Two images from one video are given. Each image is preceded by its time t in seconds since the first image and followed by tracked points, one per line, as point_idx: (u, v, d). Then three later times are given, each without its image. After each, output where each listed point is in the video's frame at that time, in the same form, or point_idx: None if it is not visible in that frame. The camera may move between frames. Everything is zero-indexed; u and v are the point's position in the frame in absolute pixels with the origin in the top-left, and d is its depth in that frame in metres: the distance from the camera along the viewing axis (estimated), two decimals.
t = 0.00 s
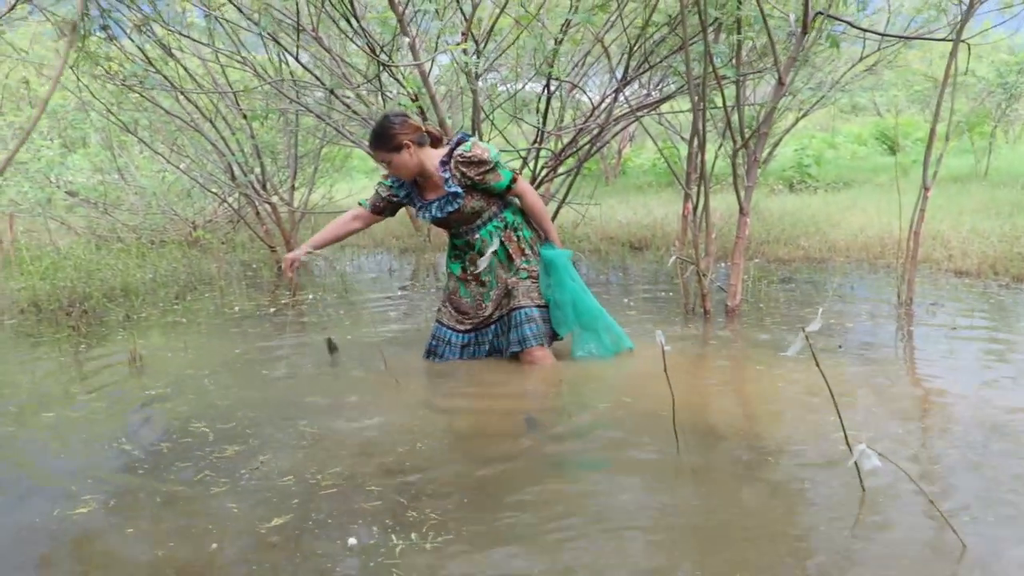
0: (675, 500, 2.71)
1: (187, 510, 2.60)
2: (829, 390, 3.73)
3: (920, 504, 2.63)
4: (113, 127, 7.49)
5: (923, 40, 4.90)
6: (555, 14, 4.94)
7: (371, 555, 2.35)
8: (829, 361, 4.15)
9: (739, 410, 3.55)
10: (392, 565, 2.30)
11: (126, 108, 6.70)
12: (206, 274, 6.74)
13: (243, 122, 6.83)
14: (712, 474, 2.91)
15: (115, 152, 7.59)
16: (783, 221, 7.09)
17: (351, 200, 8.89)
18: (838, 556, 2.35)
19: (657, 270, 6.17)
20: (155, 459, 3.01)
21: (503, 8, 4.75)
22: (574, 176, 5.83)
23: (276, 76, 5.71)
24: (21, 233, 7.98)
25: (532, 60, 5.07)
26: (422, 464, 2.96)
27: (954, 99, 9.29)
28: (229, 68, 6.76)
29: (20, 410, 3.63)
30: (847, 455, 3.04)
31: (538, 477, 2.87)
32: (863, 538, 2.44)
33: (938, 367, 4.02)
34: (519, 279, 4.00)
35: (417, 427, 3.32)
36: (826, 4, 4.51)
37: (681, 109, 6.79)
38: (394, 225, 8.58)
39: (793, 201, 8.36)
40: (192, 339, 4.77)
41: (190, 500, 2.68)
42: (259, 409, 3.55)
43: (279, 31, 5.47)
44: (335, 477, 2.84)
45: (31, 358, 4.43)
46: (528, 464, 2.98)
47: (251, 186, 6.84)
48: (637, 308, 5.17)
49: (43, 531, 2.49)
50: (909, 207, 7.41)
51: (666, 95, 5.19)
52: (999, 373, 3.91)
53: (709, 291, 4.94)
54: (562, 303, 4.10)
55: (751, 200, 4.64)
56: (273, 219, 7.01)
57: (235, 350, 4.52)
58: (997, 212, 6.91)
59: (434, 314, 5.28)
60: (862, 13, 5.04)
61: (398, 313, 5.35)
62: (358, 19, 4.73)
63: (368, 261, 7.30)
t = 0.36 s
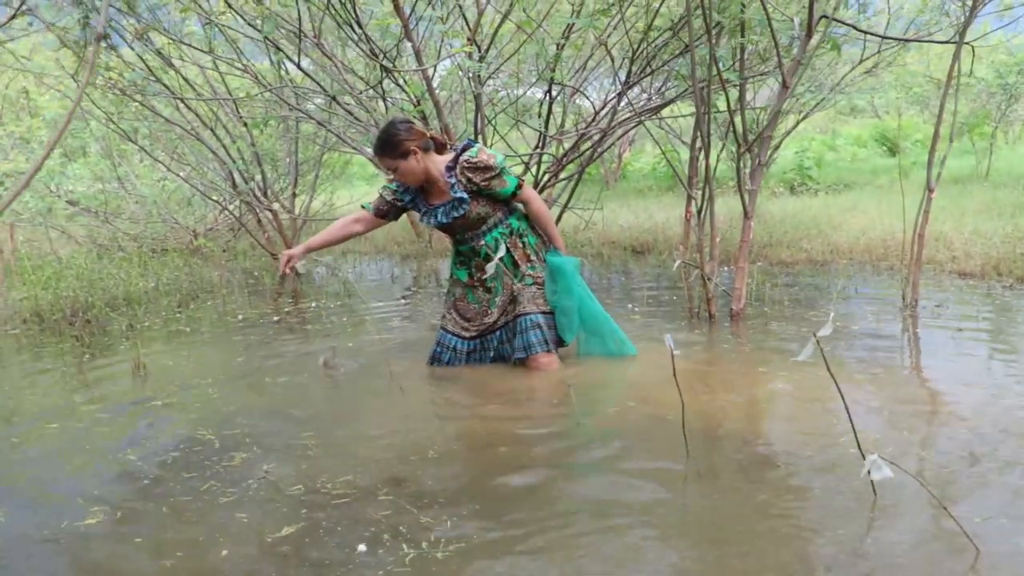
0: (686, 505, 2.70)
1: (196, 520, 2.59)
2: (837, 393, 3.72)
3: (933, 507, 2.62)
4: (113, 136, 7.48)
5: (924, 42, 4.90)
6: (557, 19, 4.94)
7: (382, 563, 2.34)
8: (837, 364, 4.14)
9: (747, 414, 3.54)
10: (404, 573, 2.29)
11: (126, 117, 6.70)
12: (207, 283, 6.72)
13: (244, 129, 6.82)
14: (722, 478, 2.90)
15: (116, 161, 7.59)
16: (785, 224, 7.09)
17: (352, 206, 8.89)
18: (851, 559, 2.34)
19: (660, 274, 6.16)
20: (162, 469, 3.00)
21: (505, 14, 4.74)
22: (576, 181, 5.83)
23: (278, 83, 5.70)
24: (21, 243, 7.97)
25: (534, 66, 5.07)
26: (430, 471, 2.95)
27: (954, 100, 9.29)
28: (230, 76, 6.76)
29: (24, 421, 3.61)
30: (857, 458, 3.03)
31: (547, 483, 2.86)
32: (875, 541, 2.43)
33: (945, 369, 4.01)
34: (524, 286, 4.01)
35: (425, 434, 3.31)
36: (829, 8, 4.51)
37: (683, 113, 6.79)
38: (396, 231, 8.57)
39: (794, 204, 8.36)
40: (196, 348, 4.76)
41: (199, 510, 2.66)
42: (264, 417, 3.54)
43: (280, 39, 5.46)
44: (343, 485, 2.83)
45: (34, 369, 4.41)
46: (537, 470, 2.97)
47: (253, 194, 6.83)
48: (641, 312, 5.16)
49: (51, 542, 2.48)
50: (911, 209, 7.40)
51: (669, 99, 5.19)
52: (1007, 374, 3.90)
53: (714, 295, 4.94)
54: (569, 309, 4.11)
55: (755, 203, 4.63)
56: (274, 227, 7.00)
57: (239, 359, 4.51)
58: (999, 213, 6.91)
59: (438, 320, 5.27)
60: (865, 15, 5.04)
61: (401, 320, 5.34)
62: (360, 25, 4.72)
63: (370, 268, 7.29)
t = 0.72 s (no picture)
0: (684, 510, 2.68)
1: (190, 523, 2.57)
2: (835, 398, 3.70)
3: (932, 513, 2.61)
4: (108, 136, 7.46)
5: (921, 47, 4.90)
6: (555, 21, 4.93)
7: (377, 567, 2.32)
8: (834, 369, 4.13)
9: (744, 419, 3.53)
10: None
11: (122, 118, 6.67)
12: (202, 284, 6.69)
13: (239, 130, 6.80)
14: (720, 482, 2.88)
15: (111, 162, 7.56)
16: (782, 229, 7.09)
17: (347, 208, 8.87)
18: (850, 565, 2.32)
19: (656, 278, 6.15)
20: (156, 472, 2.98)
21: (504, 16, 4.74)
22: (573, 184, 5.82)
23: (274, 84, 5.69)
24: (15, 244, 7.94)
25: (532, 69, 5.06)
26: (426, 475, 2.93)
27: (950, 106, 9.31)
28: (227, 77, 6.74)
29: (17, 422, 3.58)
30: (855, 464, 3.01)
31: (544, 487, 2.84)
32: (874, 547, 2.41)
33: (942, 375, 4.00)
34: (522, 289, 3.99)
35: (421, 437, 3.29)
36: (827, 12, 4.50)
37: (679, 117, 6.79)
38: (392, 234, 8.55)
39: (790, 209, 8.37)
40: (190, 349, 4.73)
41: (193, 512, 2.64)
42: (259, 420, 3.52)
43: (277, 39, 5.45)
44: (339, 488, 2.81)
45: (27, 370, 4.38)
46: (534, 474, 2.95)
47: (248, 195, 6.81)
48: (638, 316, 5.15)
49: (43, 545, 2.46)
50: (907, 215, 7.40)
51: (666, 102, 5.18)
52: (1004, 380, 3.89)
53: (711, 299, 4.93)
54: (568, 313, 4.09)
55: (752, 208, 4.63)
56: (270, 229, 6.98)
57: (234, 361, 4.49)
58: (995, 219, 6.92)
59: (434, 323, 5.26)
60: (862, 20, 5.04)
61: (397, 322, 5.32)
62: (358, 26, 4.70)
63: (366, 270, 7.27)
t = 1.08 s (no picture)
0: (683, 512, 2.67)
1: (187, 522, 2.55)
2: (835, 401, 3.69)
3: (933, 517, 2.59)
4: (108, 133, 7.45)
5: (922, 49, 4.89)
6: (557, 21, 4.92)
7: (374, 568, 2.30)
8: (835, 371, 4.12)
9: (744, 421, 3.52)
10: None
11: (122, 114, 6.66)
12: (201, 282, 6.68)
13: (240, 127, 6.79)
14: (718, 485, 2.87)
15: (110, 159, 7.55)
16: (782, 230, 7.08)
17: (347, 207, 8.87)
18: (850, 568, 2.31)
19: (657, 279, 6.15)
20: (152, 471, 2.96)
21: (505, 15, 4.73)
22: (573, 184, 5.81)
23: (275, 82, 5.68)
24: (15, 240, 7.92)
25: (534, 68, 5.05)
26: (425, 475, 2.92)
27: (951, 108, 9.30)
28: (228, 74, 6.73)
29: (14, 420, 3.57)
30: (856, 467, 3.00)
31: (543, 489, 2.83)
32: (875, 551, 2.40)
33: (942, 378, 3.99)
34: (524, 289, 3.99)
35: (420, 437, 3.28)
36: (829, 13, 4.49)
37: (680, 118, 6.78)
38: (392, 233, 8.54)
39: (791, 211, 8.35)
40: (188, 348, 4.71)
41: (189, 512, 2.63)
42: (257, 419, 3.51)
43: (278, 37, 5.44)
44: (337, 488, 2.80)
45: (25, 367, 4.37)
46: (533, 475, 2.94)
47: (248, 193, 6.80)
48: (638, 317, 5.14)
49: (38, 543, 2.44)
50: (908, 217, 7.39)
51: (668, 103, 5.18)
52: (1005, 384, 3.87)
53: (711, 301, 4.92)
54: (568, 315, 4.10)
55: (753, 208, 4.62)
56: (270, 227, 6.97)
57: (232, 359, 4.48)
58: (996, 222, 6.91)
59: (433, 323, 5.25)
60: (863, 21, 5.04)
61: (397, 322, 5.31)
62: (360, 24, 4.69)
63: (365, 269, 7.26)
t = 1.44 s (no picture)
0: (689, 515, 2.66)
1: (191, 524, 2.55)
2: (840, 405, 3.68)
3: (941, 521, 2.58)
4: (113, 133, 7.45)
5: (928, 51, 4.88)
6: (563, 23, 4.92)
7: (378, 571, 2.29)
8: (840, 373, 4.11)
9: (749, 423, 3.51)
10: None
11: (127, 113, 6.66)
12: (205, 283, 6.67)
13: (245, 128, 6.79)
14: (724, 488, 2.86)
15: (115, 159, 7.55)
16: (787, 233, 7.06)
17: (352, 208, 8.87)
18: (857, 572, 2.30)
19: (661, 281, 6.14)
20: (155, 472, 2.95)
21: (511, 16, 4.72)
22: (578, 186, 5.81)
23: (281, 82, 5.68)
24: (19, 240, 7.93)
25: (539, 69, 5.05)
26: (429, 477, 2.92)
27: (957, 111, 9.29)
28: (234, 74, 6.73)
29: (18, 420, 3.56)
30: (863, 471, 2.99)
31: (547, 491, 2.82)
32: (883, 555, 2.39)
33: (948, 382, 3.97)
34: (529, 292, 4.00)
35: (424, 439, 3.28)
36: (836, 15, 4.48)
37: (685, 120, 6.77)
38: (397, 234, 8.54)
39: (796, 213, 8.34)
40: (192, 348, 4.71)
41: (193, 513, 2.62)
42: (261, 420, 3.50)
43: (283, 37, 5.43)
44: (341, 490, 2.79)
45: (29, 367, 4.37)
46: (537, 477, 2.94)
47: (253, 194, 6.80)
48: (642, 319, 5.13)
49: (42, 544, 2.44)
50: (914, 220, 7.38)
51: (673, 105, 5.17)
52: (1011, 388, 3.86)
53: (716, 303, 4.91)
54: (573, 318, 4.09)
55: (758, 211, 4.60)
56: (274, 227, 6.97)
57: (236, 360, 4.47)
58: (1002, 225, 6.89)
59: (437, 324, 5.24)
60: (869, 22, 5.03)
61: (401, 323, 5.31)
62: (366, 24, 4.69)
63: (369, 270, 7.26)
